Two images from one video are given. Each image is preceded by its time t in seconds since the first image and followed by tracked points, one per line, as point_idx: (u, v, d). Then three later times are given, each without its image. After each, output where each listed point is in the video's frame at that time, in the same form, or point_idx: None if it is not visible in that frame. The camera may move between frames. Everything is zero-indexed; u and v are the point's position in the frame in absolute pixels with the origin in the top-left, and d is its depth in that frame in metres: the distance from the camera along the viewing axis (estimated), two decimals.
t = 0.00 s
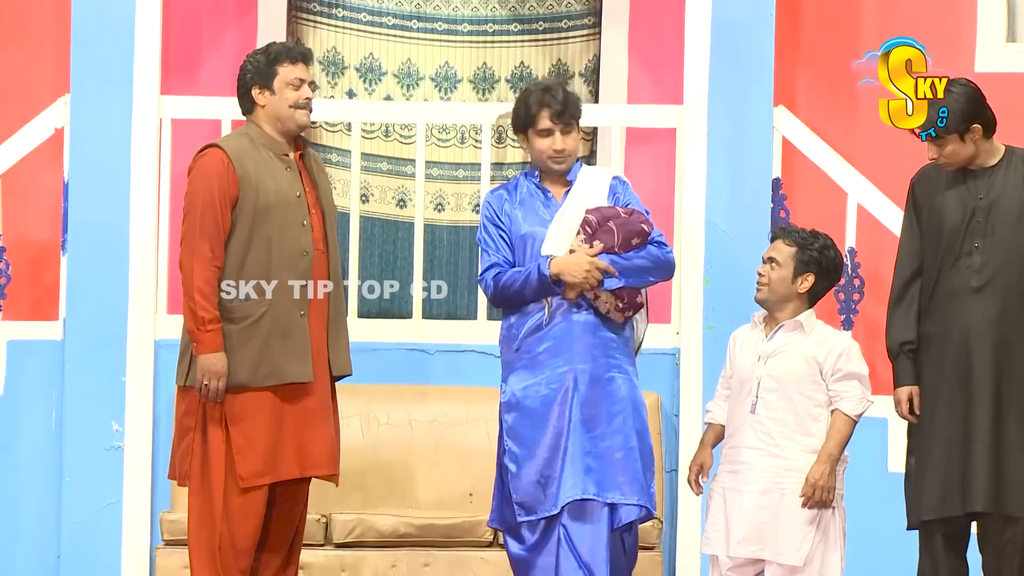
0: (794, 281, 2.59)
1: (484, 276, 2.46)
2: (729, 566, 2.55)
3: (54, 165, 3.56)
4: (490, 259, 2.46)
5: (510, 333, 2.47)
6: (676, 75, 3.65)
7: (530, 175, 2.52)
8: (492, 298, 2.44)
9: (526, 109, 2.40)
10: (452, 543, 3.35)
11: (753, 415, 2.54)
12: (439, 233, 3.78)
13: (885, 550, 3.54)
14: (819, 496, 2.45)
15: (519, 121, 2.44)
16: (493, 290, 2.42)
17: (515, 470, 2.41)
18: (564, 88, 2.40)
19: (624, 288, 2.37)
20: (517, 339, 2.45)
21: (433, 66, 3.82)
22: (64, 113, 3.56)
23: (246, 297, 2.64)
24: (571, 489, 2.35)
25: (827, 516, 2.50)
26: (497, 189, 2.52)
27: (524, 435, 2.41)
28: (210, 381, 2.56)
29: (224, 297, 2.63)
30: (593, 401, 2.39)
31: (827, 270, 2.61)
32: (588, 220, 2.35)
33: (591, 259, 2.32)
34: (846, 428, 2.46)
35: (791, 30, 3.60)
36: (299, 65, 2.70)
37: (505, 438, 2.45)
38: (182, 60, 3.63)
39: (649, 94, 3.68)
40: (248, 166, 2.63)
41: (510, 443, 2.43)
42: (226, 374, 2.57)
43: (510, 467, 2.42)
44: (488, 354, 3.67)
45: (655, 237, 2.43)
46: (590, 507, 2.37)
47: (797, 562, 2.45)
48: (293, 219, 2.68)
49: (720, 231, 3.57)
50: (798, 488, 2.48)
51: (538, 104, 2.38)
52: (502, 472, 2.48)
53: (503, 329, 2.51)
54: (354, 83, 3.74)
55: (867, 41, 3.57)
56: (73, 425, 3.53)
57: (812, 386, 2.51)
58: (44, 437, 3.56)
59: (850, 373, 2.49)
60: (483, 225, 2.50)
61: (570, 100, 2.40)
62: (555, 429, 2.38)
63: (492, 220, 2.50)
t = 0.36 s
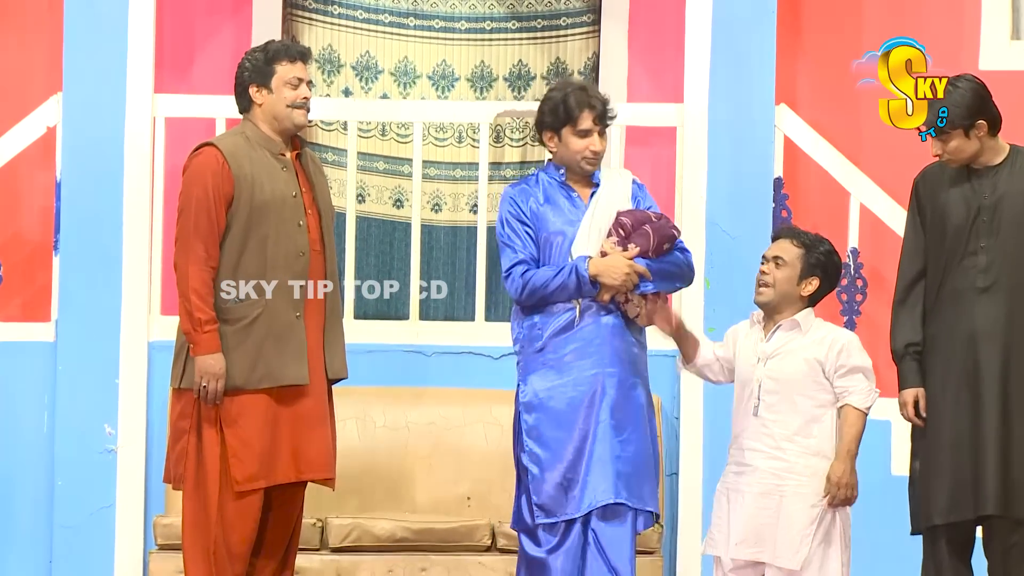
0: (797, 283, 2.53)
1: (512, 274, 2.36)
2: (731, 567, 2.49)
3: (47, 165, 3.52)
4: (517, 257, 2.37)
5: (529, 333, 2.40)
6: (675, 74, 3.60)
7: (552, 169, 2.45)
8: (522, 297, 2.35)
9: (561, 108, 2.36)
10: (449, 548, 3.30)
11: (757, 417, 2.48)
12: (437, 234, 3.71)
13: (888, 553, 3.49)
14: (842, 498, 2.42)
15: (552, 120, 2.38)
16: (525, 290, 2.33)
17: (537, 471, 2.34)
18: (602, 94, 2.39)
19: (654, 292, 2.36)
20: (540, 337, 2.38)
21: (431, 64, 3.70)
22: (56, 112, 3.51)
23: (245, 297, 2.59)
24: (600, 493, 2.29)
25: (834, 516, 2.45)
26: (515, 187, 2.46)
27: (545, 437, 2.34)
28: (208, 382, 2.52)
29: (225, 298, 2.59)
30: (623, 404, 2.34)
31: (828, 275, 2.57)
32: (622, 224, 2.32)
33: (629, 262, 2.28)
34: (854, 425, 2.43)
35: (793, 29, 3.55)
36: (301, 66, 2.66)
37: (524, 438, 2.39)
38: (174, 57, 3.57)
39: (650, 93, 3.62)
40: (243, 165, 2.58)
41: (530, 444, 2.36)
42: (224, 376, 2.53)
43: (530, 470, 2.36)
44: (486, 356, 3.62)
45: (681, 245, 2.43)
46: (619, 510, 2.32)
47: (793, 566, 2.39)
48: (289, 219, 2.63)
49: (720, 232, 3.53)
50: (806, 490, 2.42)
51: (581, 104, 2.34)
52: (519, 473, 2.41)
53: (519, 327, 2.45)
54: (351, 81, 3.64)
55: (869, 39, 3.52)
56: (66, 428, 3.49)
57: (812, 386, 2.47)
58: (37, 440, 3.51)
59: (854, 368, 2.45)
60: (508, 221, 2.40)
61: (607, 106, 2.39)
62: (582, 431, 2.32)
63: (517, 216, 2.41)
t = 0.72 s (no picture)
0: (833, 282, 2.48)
1: (520, 276, 2.33)
2: None
3: (39, 165, 3.48)
4: (526, 259, 2.34)
5: (533, 335, 2.36)
6: (675, 73, 3.56)
7: (565, 168, 2.41)
8: (529, 299, 2.31)
9: (579, 106, 2.32)
10: (446, 552, 3.26)
11: (785, 421, 2.40)
12: (434, 234, 3.67)
13: (891, 557, 3.45)
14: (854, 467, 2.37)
15: (565, 119, 2.35)
16: (534, 292, 2.30)
17: (535, 472, 2.30)
18: (617, 95, 2.35)
19: (662, 296, 2.32)
20: (546, 339, 2.34)
21: (427, 63, 3.65)
22: (48, 110, 3.47)
23: (245, 297, 2.55)
24: (605, 498, 2.28)
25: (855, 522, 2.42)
26: (527, 185, 2.42)
27: (548, 440, 2.30)
28: (206, 382, 2.46)
29: (225, 299, 2.54)
30: (630, 410, 2.31)
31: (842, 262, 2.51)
32: (633, 227, 2.29)
33: (639, 266, 2.24)
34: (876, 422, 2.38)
35: (795, 26, 3.50)
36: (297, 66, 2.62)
37: (523, 439, 2.34)
38: (167, 56, 3.52)
39: (650, 92, 3.57)
40: (241, 164, 2.54)
41: (530, 446, 2.32)
42: (222, 375, 2.48)
43: (528, 472, 2.31)
44: (483, 358, 3.58)
45: (692, 249, 2.39)
46: (627, 517, 2.29)
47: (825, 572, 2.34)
48: (286, 220, 2.59)
49: (721, 232, 3.49)
50: (834, 496, 2.37)
51: (595, 105, 2.30)
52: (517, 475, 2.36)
53: (523, 328, 2.40)
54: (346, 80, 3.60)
55: (872, 37, 3.48)
56: (59, 430, 3.45)
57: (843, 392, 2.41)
58: (29, 443, 3.47)
59: (882, 374, 2.43)
60: (519, 222, 2.37)
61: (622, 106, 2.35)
62: (588, 437, 2.29)
63: (527, 217, 2.37)
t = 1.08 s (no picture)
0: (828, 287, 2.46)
1: (506, 279, 2.29)
2: None
3: (33, 165, 3.45)
4: (511, 263, 2.30)
5: (524, 339, 2.33)
6: (675, 71, 3.53)
7: (540, 172, 2.38)
8: (516, 301, 2.27)
9: (547, 106, 2.31)
10: (444, 555, 3.23)
11: (789, 433, 2.37)
12: (431, 235, 3.64)
13: (893, 561, 3.42)
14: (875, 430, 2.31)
15: (538, 120, 2.33)
16: (519, 295, 2.26)
17: (528, 476, 2.28)
18: (589, 93, 2.33)
19: (649, 292, 2.31)
20: (536, 344, 2.32)
21: (424, 62, 3.64)
22: (42, 109, 3.44)
23: (245, 298, 2.52)
24: (603, 503, 2.25)
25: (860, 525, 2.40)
26: (504, 190, 2.39)
27: (541, 444, 2.27)
28: (206, 383, 2.43)
29: (224, 300, 2.51)
30: (622, 412, 2.29)
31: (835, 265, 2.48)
32: (616, 224, 2.29)
33: (627, 261, 2.23)
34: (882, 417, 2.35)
35: (795, 25, 3.48)
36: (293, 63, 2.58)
37: (517, 445, 2.31)
38: (163, 55, 3.50)
39: (649, 91, 3.55)
40: (237, 164, 2.51)
41: (524, 451, 2.29)
42: (222, 376, 2.45)
43: (526, 478, 2.28)
44: (481, 359, 3.55)
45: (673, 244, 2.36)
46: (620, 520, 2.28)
47: None
48: (282, 220, 2.55)
49: (721, 232, 3.45)
50: (840, 502, 2.34)
51: (566, 104, 2.28)
52: (512, 479, 2.33)
53: (510, 334, 2.37)
54: (343, 79, 3.57)
55: (872, 37, 3.45)
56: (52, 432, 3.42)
57: (843, 401, 2.39)
58: (23, 445, 3.44)
59: (879, 377, 2.41)
60: (500, 225, 2.34)
61: (594, 104, 2.33)
62: (579, 439, 2.27)
63: (508, 221, 2.34)
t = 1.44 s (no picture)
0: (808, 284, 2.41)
1: (489, 282, 2.24)
2: None
3: (26, 165, 3.42)
4: (491, 265, 2.26)
5: (507, 342, 2.29)
6: (675, 70, 3.50)
7: (517, 171, 2.34)
8: (500, 303, 2.22)
9: (515, 106, 2.27)
10: (441, 559, 3.19)
11: (779, 438, 2.31)
12: (429, 236, 3.58)
13: (895, 565, 3.38)
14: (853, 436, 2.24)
15: (508, 120, 2.29)
16: (504, 297, 2.21)
17: (520, 482, 2.23)
18: (558, 90, 2.29)
19: (634, 290, 2.28)
20: (522, 345, 2.27)
21: (422, 62, 3.57)
22: (36, 109, 3.41)
23: (245, 298, 2.48)
24: (597, 506, 2.20)
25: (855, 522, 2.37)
26: (481, 191, 2.35)
27: (531, 446, 2.23)
28: (192, 386, 2.40)
29: (224, 301, 2.47)
30: (609, 411, 2.25)
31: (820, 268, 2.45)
32: (598, 221, 2.25)
33: (612, 260, 2.20)
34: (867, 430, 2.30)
35: (796, 23, 3.45)
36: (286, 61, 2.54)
37: (507, 449, 2.27)
38: (157, 54, 3.46)
39: (648, 90, 3.51)
40: (230, 163, 2.47)
41: (515, 455, 2.25)
42: (208, 379, 2.41)
43: (517, 482, 2.24)
44: (479, 361, 3.51)
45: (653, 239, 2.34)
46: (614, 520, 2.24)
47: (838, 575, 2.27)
48: (275, 220, 2.52)
49: (722, 233, 3.41)
50: (839, 501, 2.31)
51: (535, 103, 2.24)
52: (502, 483, 2.29)
53: (493, 336, 2.33)
54: (340, 78, 3.51)
55: (874, 36, 3.42)
56: (46, 435, 3.38)
57: (832, 402, 2.35)
58: (16, 448, 3.41)
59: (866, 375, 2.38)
60: (478, 227, 2.29)
61: (563, 101, 2.29)
62: (567, 440, 2.23)
63: (486, 223, 2.29)
